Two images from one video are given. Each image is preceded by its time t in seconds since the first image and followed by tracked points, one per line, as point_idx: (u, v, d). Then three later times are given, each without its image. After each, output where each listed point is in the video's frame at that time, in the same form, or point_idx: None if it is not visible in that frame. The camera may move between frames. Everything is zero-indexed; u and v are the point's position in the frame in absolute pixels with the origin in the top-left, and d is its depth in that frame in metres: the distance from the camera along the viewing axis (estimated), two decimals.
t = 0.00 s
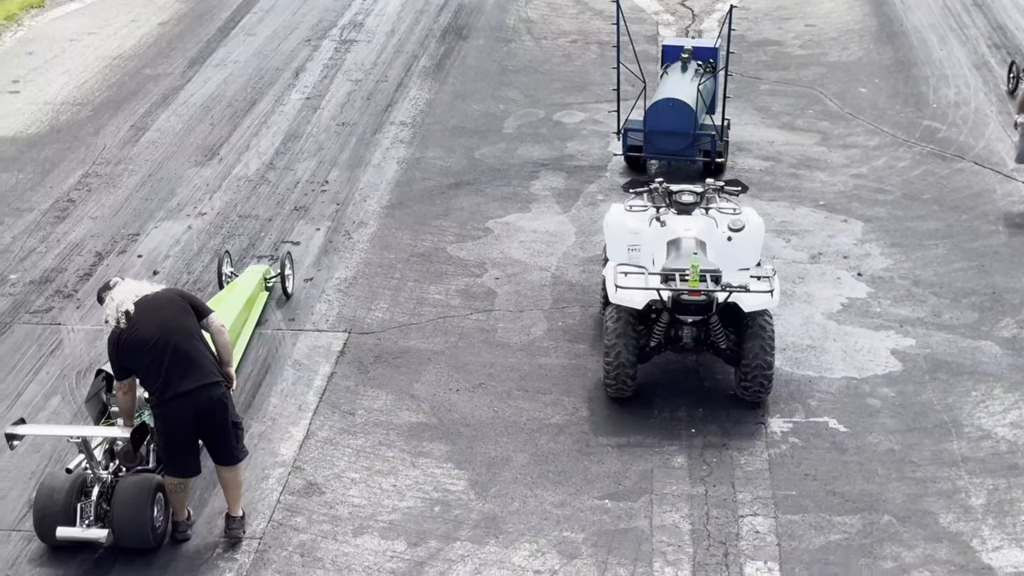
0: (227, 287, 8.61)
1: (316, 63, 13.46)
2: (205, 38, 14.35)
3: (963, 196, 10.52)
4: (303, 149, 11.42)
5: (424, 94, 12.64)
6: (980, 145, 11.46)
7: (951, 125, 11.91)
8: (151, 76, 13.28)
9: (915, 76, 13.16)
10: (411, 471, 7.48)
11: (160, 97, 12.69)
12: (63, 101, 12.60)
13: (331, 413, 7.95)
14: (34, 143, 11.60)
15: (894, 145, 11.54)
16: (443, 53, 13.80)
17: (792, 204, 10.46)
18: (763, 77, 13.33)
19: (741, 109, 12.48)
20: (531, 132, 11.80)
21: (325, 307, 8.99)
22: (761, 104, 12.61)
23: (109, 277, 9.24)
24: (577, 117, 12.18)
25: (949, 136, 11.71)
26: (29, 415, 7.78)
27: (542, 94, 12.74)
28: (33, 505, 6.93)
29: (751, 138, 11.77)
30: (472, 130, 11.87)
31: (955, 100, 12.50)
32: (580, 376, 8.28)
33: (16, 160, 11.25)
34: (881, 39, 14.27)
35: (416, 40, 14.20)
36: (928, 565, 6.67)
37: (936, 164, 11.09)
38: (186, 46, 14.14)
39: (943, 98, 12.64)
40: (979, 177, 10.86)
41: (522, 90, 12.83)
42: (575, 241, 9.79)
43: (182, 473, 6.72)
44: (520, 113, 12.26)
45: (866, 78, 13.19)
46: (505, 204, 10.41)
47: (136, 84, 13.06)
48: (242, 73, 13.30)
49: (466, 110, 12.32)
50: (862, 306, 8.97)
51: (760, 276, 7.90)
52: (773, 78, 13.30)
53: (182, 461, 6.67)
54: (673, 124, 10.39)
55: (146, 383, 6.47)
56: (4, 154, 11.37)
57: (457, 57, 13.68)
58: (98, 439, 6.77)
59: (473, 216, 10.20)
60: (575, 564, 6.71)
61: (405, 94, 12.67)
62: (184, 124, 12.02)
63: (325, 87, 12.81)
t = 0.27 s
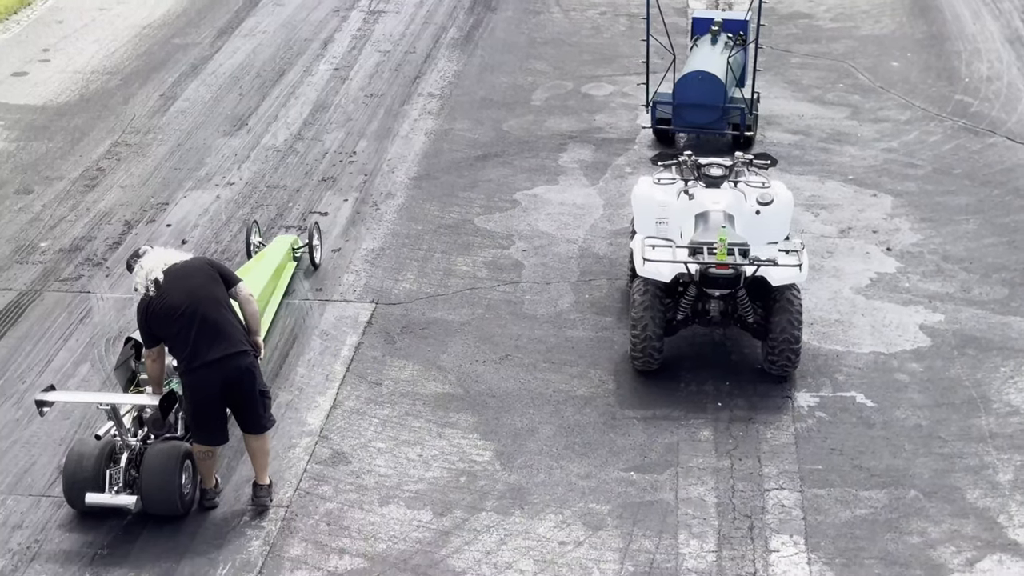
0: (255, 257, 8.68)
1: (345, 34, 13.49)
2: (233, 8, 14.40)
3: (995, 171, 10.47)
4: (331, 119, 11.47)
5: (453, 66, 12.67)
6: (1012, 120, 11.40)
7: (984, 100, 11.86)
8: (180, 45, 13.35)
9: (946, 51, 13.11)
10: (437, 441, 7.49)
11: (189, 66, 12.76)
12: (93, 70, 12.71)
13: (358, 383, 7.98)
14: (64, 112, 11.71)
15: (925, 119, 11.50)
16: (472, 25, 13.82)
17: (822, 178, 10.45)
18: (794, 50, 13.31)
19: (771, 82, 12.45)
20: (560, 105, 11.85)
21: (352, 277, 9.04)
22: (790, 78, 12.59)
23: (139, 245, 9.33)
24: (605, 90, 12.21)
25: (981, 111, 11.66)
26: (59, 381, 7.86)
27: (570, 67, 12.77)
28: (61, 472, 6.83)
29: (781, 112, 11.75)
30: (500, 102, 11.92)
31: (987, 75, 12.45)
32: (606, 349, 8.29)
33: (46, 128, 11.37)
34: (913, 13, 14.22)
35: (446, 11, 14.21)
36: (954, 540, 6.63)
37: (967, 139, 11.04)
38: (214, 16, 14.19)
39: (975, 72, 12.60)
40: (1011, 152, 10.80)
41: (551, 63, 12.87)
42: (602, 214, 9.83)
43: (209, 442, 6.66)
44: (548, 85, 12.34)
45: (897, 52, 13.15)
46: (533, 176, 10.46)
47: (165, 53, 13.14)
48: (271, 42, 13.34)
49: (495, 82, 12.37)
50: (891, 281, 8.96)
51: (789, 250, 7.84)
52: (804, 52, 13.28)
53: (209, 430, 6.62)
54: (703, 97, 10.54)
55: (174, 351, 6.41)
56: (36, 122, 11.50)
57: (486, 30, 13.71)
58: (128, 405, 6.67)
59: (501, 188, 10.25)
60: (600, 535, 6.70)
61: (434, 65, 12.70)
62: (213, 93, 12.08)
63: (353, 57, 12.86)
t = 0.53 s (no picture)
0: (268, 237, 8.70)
1: (358, 13, 13.47)
2: None
3: (1010, 152, 10.42)
4: (344, 98, 11.46)
5: (466, 45, 12.65)
6: None
7: (999, 80, 11.80)
8: (193, 24, 13.35)
9: (962, 32, 13.05)
10: (449, 420, 7.50)
11: (203, 45, 12.76)
12: (107, 49, 12.71)
13: (371, 362, 7.99)
14: (78, 90, 11.73)
15: (940, 99, 11.46)
16: (485, 4, 13.80)
17: (836, 158, 10.42)
18: (808, 29, 13.26)
19: (785, 61, 12.41)
20: (573, 84, 11.82)
21: (365, 256, 9.05)
22: (804, 57, 12.54)
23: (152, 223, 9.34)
24: (619, 69, 12.18)
25: (996, 91, 11.61)
26: (74, 358, 7.88)
27: (584, 46, 12.74)
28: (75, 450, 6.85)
29: (795, 92, 11.71)
30: (513, 81, 11.90)
31: (1003, 55, 12.39)
32: (619, 329, 8.29)
33: (60, 106, 11.38)
34: None
35: None
36: (966, 521, 6.62)
37: (982, 120, 10.99)
38: None
39: (990, 52, 12.55)
40: None
41: (564, 42, 12.84)
42: (615, 194, 9.82)
43: (223, 420, 6.63)
44: (562, 64, 12.31)
45: (912, 31, 13.09)
46: (546, 155, 10.44)
47: (178, 32, 13.14)
48: (284, 21, 13.33)
49: (508, 61, 12.35)
50: (905, 262, 8.94)
51: (802, 231, 7.81)
52: (819, 31, 13.23)
53: (221, 409, 6.60)
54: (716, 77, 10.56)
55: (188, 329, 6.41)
56: (49, 99, 11.52)
57: (499, 9, 13.68)
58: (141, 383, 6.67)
59: (514, 167, 10.24)
60: (612, 515, 6.71)
61: (447, 44, 12.68)
62: (226, 72, 12.08)
63: (366, 36, 12.84)
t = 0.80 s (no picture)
0: (270, 225, 8.71)
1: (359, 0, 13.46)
2: None
3: (1012, 138, 10.41)
4: (346, 86, 11.45)
5: (467, 33, 12.64)
6: None
7: (1001, 66, 11.78)
8: (194, 12, 13.34)
9: (964, 18, 13.03)
10: (452, 408, 7.51)
11: (204, 33, 12.75)
12: (107, 37, 12.71)
13: (373, 349, 8.00)
14: (79, 78, 11.72)
15: (942, 85, 11.44)
16: None
17: (838, 145, 10.41)
18: (810, 16, 13.24)
19: (787, 48, 12.39)
20: (575, 72, 11.81)
21: (367, 244, 9.06)
22: (806, 43, 12.52)
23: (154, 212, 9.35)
24: (620, 55, 12.17)
25: (998, 77, 11.59)
26: (76, 347, 7.89)
27: (585, 33, 12.73)
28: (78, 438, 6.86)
29: (797, 78, 11.70)
30: (515, 69, 11.90)
31: (1005, 41, 12.38)
32: (621, 316, 8.30)
33: (61, 95, 11.38)
34: None
35: None
36: (968, 507, 6.62)
37: (984, 106, 10.98)
38: None
39: (992, 38, 12.53)
40: None
41: (566, 29, 12.83)
42: (617, 181, 9.82)
43: (225, 408, 6.67)
44: (564, 51, 12.30)
45: (914, 17, 13.07)
46: (548, 143, 10.44)
47: (179, 20, 13.13)
48: (285, 9, 13.32)
49: (509, 48, 12.34)
50: (907, 249, 8.93)
51: (804, 218, 7.81)
52: (821, 18, 13.21)
53: (224, 397, 6.63)
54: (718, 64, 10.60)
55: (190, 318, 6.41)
56: (51, 88, 11.52)
57: None
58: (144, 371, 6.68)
59: (516, 155, 10.24)
60: (615, 502, 6.71)
61: (448, 31, 12.67)
62: (227, 60, 12.07)
63: (367, 24, 12.83)
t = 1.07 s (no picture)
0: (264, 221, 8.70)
1: None
2: None
3: (1005, 129, 10.42)
4: (339, 81, 11.43)
5: (460, 28, 12.63)
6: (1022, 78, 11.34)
7: (994, 58, 11.80)
8: (187, 8, 13.32)
9: (957, 10, 13.05)
10: (447, 403, 7.50)
11: (197, 29, 12.73)
12: (100, 34, 12.68)
13: (368, 345, 8.00)
14: (72, 75, 11.70)
15: (936, 77, 11.46)
16: None
17: (832, 138, 10.41)
18: (804, 8, 13.25)
19: (780, 41, 12.40)
20: (568, 66, 11.81)
21: (362, 240, 9.05)
22: (799, 36, 12.53)
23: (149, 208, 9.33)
24: (614, 49, 12.17)
25: (991, 69, 11.60)
26: (70, 344, 7.88)
27: (579, 27, 12.72)
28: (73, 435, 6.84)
29: (790, 71, 11.70)
30: (509, 63, 11.89)
31: (997, 33, 12.39)
32: (616, 309, 8.30)
33: (54, 91, 11.35)
34: None
35: None
36: (964, 498, 6.63)
37: (977, 98, 10.99)
38: None
39: (985, 30, 12.55)
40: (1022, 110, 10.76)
41: (559, 24, 12.82)
42: (612, 175, 9.82)
43: (220, 404, 6.66)
44: (557, 45, 12.30)
45: (907, 10, 13.09)
46: (542, 137, 10.43)
47: (172, 16, 13.12)
48: (278, 4, 13.30)
49: (503, 42, 12.33)
50: (901, 241, 8.94)
51: (799, 210, 7.79)
52: (814, 10, 13.22)
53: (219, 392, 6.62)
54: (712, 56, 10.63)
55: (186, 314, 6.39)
56: (44, 85, 11.49)
57: None
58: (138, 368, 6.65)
59: (510, 149, 10.24)
60: (611, 495, 6.71)
61: (442, 26, 12.66)
62: (220, 55, 12.05)
63: (360, 19, 12.82)
